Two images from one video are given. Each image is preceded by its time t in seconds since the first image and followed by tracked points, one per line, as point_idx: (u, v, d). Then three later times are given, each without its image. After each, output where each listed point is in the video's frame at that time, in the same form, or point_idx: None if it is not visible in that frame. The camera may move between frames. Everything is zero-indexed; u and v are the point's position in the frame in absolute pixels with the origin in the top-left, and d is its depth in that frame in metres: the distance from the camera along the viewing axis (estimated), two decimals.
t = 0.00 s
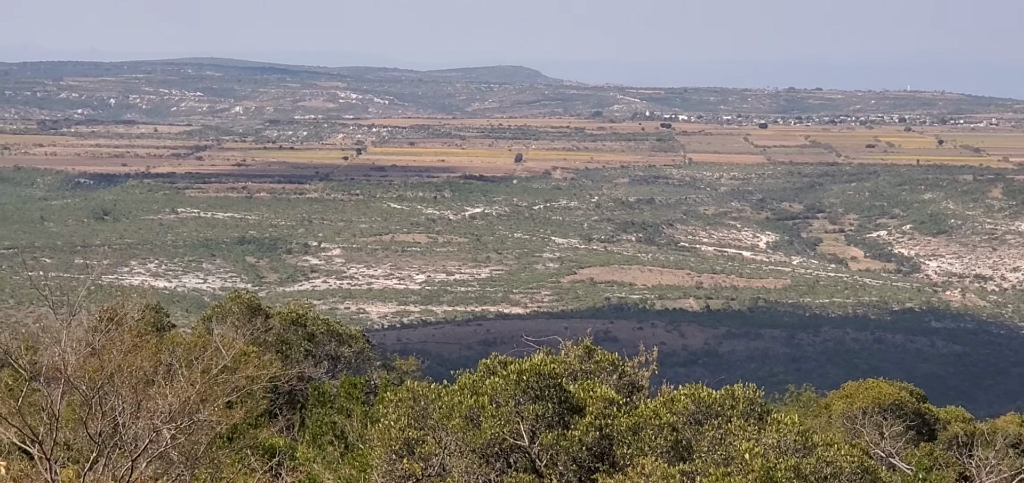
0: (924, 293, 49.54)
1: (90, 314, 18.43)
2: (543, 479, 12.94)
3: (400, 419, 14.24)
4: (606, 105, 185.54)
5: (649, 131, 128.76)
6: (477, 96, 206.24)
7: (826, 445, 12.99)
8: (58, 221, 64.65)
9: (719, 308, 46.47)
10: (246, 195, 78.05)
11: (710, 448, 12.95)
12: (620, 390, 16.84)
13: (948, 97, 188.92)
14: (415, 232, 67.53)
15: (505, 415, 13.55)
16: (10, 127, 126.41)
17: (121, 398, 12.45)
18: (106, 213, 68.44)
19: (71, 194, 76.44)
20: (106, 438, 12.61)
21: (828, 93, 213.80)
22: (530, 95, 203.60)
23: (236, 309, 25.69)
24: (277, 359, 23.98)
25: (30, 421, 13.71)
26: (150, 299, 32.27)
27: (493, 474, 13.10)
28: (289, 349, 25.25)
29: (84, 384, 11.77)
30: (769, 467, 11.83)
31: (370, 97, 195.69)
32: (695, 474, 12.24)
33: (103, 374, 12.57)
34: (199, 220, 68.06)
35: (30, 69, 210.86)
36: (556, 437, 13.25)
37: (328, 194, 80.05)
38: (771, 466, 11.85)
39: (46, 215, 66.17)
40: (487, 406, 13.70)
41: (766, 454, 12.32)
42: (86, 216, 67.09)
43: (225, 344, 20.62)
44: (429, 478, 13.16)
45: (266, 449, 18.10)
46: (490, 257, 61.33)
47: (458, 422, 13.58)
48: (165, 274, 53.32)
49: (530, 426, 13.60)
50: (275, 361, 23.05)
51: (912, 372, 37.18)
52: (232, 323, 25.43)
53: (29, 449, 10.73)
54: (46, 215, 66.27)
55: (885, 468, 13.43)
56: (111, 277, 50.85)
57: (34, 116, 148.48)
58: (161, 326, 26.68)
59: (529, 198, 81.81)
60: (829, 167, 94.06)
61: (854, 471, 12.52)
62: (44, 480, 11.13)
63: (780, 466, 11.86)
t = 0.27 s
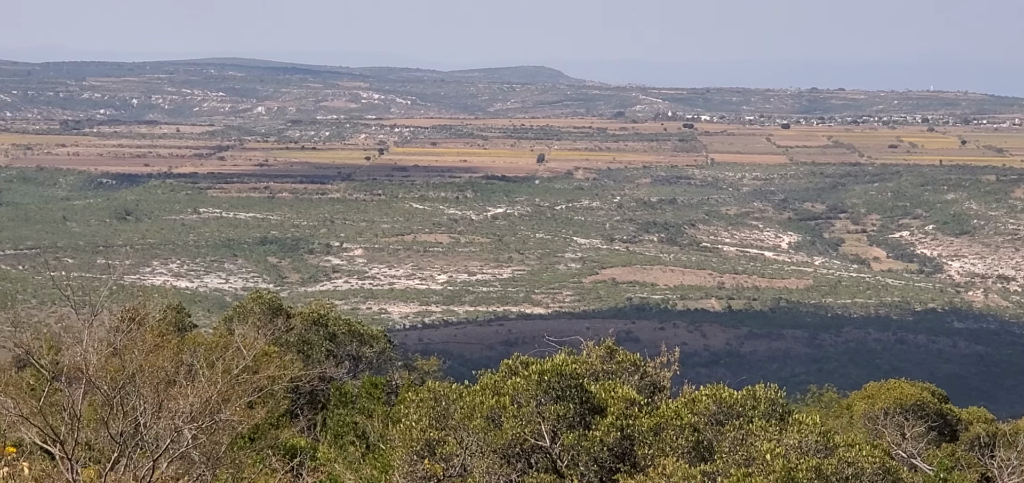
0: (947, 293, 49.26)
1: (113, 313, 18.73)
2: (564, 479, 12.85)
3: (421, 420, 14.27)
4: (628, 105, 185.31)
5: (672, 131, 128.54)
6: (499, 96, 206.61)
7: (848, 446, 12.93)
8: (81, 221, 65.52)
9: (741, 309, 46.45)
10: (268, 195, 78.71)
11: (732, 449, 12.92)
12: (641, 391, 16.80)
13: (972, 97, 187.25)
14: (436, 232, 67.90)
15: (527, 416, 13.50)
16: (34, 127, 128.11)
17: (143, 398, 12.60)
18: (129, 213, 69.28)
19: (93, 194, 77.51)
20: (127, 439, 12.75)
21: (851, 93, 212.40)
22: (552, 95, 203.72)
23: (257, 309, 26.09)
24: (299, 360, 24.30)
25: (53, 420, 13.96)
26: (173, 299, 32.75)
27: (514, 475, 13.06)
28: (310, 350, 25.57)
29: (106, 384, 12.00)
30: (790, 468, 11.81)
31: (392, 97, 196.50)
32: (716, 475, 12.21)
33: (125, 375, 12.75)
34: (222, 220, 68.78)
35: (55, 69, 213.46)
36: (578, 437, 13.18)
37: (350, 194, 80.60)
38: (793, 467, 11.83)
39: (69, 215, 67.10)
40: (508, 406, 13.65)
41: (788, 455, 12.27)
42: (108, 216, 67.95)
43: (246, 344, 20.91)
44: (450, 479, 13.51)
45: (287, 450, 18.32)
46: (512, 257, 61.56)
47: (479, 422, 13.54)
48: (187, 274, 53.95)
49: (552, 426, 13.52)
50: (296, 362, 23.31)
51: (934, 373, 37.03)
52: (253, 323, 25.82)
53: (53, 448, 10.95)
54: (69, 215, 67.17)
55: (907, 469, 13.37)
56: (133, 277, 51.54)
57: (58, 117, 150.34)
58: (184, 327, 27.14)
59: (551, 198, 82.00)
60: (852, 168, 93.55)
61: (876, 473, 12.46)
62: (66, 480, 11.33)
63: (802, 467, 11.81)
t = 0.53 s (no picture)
0: (965, 294, 49.02)
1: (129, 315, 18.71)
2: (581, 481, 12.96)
3: (438, 421, 14.37)
4: (645, 106, 184.97)
5: (689, 132, 128.28)
6: (516, 97, 206.74)
7: (866, 447, 12.90)
8: (98, 221, 66.18)
9: (758, 309, 46.39)
10: (285, 195, 79.21)
11: (748, 451, 12.99)
12: (659, 392, 16.84)
13: (990, 98, 185.69)
14: (454, 232, 68.11)
15: (544, 416, 13.60)
16: (52, 128, 129.36)
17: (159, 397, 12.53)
18: (146, 213, 69.90)
19: (110, 194, 78.25)
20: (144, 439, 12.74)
21: (868, 94, 211.13)
22: (569, 96, 203.75)
23: (274, 310, 26.37)
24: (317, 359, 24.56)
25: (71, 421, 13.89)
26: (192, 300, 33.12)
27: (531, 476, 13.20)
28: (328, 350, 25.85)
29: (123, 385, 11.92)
30: (808, 469, 11.79)
31: (410, 97, 197.05)
32: (733, 476, 12.26)
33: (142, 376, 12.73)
34: (238, 220, 69.31)
35: (73, 69, 215.04)
36: (595, 438, 13.31)
37: (368, 195, 80.94)
38: (810, 467, 11.82)
39: (87, 215, 67.79)
40: (525, 407, 13.75)
41: (805, 456, 12.29)
42: (126, 216, 68.60)
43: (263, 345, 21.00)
44: (468, 480, 13.34)
45: (305, 450, 18.50)
46: (529, 258, 61.69)
47: (496, 423, 13.66)
48: (204, 274, 54.41)
49: (569, 428, 13.65)
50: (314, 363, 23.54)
51: (953, 375, 36.89)
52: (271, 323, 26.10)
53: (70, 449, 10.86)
54: (87, 216, 67.84)
55: (924, 471, 13.33)
56: (151, 278, 52.03)
57: (76, 117, 151.70)
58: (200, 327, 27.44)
59: (568, 198, 82.04)
60: (870, 168, 93.05)
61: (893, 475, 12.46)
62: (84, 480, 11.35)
63: (819, 468, 11.81)
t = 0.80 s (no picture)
0: (984, 294, 48.81)
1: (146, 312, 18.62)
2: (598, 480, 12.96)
3: (455, 421, 14.41)
4: (663, 106, 184.69)
5: (706, 131, 128.06)
6: (534, 96, 206.87)
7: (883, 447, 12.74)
8: (116, 221, 66.82)
9: (775, 309, 46.39)
10: (303, 195, 79.70)
11: (766, 450, 12.86)
12: (676, 392, 16.79)
13: (1010, 97, 184.19)
14: (471, 232, 68.37)
15: (561, 416, 13.64)
16: (71, 127, 130.58)
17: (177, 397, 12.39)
18: (163, 213, 70.51)
19: (129, 194, 78.98)
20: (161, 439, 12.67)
21: (887, 94, 209.87)
22: (586, 95, 203.80)
23: (291, 309, 26.62)
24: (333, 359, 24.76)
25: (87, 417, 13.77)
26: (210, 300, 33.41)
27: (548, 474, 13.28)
28: (345, 349, 26.09)
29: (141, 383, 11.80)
30: (825, 469, 11.67)
31: (427, 97, 197.59)
32: (750, 476, 12.15)
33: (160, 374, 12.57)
34: (256, 220, 69.82)
35: (92, 69, 216.74)
36: (612, 437, 13.28)
37: (385, 194, 81.33)
38: (827, 468, 11.70)
39: (105, 214, 68.44)
40: (542, 407, 13.79)
41: (822, 455, 12.16)
42: (144, 216, 69.23)
43: (280, 345, 21.17)
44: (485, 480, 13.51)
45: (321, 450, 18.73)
46: (546, 257, 61.84)
47: (513, 422, 13.70)
48: (222, 274, 54.87)
49: (586, 427, 13.62)
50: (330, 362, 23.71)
51: (971, 375, 36.79)
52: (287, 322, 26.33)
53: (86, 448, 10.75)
54: (105, 215, 68.50)
55: (943, 471, 13.12)
56: (168, 277, 52.54)
57: (94, 117, 153.06)
58: (218, 326, 27.74)
59: (585, 198, 82.12)
60: (888, 168, 92.59)
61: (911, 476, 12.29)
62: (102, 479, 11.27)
63: (836, 468, 11.69)
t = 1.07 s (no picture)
0: (1001, 295, 48.60)
1: (163, 314, 18.71)
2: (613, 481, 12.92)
3: (472, 421, 14.47)
4: (679, 106, 184.46)
5: (722, 132, 127.89)
6: (549, 96, 207.09)
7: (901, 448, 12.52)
8: (132, 221, 67.51)
9: (791, 309, 46.38)
10: (319, 195, 80.19)
11: (782, 451, 12.67)
12: (692, 392, 16.84)
13: None
14: (487, 232, 68.64)
15: (576, 416, 13.62)
16: (87, 128, 131.87)
17: (194, 398, 12.23)
18: (180, 213, 71.13)
19: (145, 194, 79.74)
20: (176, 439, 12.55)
21: (904, 95, 208.75)
22: (602, 96, 203.85)
23: (308, 309, 26.95)
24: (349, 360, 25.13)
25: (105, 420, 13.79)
26: (226, 299, 33.72)
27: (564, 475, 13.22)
28: (361, 350, 26.44)
29: (157, 383, 11.72)
30: (842, 470, 11.51)
31: (443, 97, 198.14)
32: (767, 476, 12.02)
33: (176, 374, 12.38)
34: (273, 220, 70.36)
35: (109, 70, 218.52)
36: (628, 438, 13.26)
37: (401, 194, 81.76)
38: (844, 469, 11.53)
39: (122, 215, 69.15)
40: (558, 407, 13.82)
41: (839, 456, 11.96)
42: (160, 216, 69.89)
43: (296, 345, 21.38)
44: (501, 479, 13.28)
45: (338, 450, 19.05)
46: (562, 258, 62.01)
47: (530, 423, 13.73)
48: (238, 274, 55.36)
49: (602, 427, 13.60)
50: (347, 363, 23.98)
51: (988, 376, 36.69)
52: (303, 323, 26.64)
53: (104, 448, 10.75)
54: (122, 215, 69.20)
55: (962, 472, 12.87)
56: (185, 278, 53.08)
57: (111, 118, 154.47)
58: (234, 327, 28.14)
59: (602, 199, 82.25)
60: (904, 168, 92.18)
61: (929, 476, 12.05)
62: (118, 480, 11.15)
63: (853, 469, 11.51)
